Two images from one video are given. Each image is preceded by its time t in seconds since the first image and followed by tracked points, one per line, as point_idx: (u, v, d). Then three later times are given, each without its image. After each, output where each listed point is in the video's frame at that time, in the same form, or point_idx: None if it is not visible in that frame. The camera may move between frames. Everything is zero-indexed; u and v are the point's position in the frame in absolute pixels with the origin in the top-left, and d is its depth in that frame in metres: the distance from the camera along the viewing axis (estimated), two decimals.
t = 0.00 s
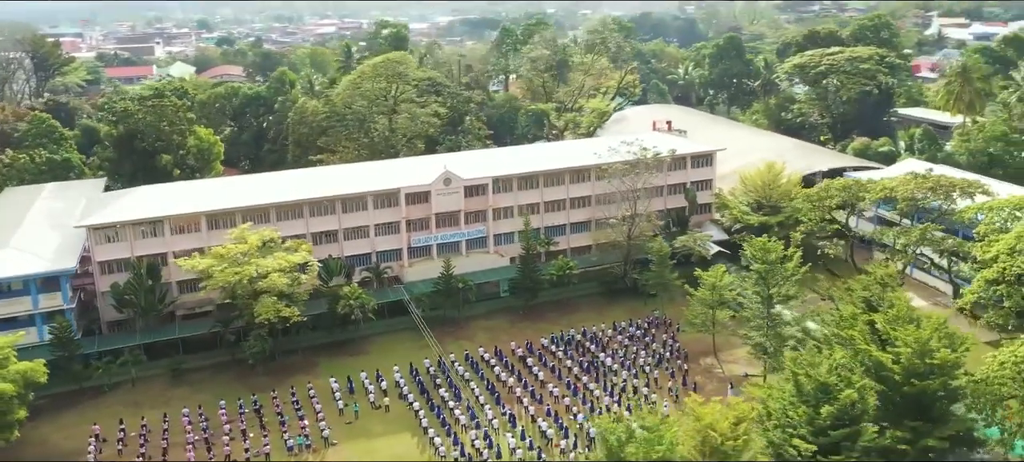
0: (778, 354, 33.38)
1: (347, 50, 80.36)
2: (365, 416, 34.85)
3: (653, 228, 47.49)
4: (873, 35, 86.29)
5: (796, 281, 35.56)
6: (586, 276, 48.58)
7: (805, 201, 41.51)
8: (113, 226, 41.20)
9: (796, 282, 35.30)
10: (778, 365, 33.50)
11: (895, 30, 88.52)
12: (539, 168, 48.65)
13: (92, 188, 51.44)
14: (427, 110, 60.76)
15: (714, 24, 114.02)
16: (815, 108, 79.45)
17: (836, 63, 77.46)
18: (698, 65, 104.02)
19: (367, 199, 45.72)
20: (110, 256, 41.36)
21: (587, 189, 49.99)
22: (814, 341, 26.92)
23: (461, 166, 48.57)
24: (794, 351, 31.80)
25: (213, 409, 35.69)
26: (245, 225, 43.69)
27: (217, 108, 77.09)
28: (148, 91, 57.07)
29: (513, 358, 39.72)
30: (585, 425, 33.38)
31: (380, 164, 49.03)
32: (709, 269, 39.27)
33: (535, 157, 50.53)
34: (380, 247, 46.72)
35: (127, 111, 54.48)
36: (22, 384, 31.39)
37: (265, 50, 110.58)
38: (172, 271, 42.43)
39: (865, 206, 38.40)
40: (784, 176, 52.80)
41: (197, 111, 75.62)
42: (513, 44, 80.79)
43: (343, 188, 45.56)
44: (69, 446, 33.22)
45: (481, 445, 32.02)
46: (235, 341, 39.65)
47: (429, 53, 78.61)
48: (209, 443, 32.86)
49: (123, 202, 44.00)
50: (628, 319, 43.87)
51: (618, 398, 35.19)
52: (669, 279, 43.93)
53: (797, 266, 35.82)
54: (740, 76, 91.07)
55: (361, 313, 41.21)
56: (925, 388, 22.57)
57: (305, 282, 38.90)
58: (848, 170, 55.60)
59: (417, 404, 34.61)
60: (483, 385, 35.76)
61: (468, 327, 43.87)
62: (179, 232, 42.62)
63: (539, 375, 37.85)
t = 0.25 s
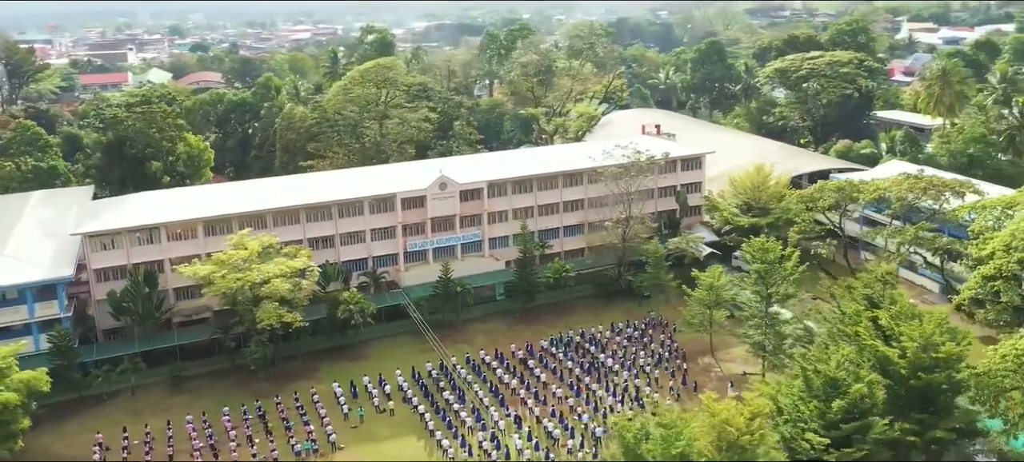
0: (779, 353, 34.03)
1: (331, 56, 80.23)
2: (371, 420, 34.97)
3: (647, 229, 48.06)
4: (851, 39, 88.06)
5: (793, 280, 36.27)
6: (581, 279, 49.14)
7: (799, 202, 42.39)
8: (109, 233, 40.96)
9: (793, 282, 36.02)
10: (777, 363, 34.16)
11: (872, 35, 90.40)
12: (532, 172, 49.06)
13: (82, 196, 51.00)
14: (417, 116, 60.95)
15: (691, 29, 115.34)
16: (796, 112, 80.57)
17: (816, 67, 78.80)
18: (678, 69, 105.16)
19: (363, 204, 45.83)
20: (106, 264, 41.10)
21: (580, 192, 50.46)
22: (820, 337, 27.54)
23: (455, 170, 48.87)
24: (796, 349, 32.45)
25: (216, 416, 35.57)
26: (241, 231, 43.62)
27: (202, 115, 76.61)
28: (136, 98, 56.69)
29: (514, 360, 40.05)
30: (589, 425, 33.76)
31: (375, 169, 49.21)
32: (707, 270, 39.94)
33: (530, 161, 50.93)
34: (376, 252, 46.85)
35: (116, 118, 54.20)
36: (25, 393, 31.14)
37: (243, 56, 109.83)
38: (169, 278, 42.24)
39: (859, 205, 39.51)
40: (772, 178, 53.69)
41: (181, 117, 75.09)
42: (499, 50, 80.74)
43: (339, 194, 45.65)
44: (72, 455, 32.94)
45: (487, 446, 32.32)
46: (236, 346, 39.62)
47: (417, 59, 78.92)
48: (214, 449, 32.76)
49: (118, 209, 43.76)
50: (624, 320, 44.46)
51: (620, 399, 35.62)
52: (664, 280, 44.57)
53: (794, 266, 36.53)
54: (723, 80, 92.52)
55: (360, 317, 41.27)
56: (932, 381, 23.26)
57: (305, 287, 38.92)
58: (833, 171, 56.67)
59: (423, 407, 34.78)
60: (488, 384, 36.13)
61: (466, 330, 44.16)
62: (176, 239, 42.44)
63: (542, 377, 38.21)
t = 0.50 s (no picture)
0: (780, 351, 34.74)
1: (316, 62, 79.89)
2: (377, 424, 35.11)
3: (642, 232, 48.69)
4: (829, 44, 89.82)
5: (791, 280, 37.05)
6: (576, 282, 49.68)
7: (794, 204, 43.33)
8: (106, 241, 40.65)
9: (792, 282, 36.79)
10: (777, 361, 34.82)
11: (849, 40, 92.28)
12: (527, 176, 49.47)
13: (71, 203, 50.45)
14: (408, 121, 61.27)
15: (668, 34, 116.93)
16: (777, 115, 81.47)
17: (797, 71, 80.33)
18: (658, 74, 106.00)
19: (360, 209, 45.93)
20: (103, 272, 40.79)
21: (574, 196, 50.97)
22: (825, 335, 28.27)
23: (451, 175, 49.14)
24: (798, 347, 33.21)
25: (221, 423, 35.45)
26: (239, 237, 43.50)
27: (186, 121, 76.00)
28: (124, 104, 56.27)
29: (516, 362, 40.40)
30: (595, 424, 34.21)
31: (371, 174, 49.33)
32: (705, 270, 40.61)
33: (524, 165, 51.35)
34: (373, 257, 46.95)
35: (106, 124, 53.80)
36: (29, 402, 30.85)
37: (221, 63, 108.65)
38: (167, 285, 42.04)
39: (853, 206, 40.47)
40: (761, 180, 54.68)
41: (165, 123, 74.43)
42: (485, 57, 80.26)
43: (336, 199, 45.71)
44: None
45: (496, 448, 32.64)
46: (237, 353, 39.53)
47: (403, 64, 79.10)
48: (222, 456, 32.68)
49: (113, 216, 43.43)
50: (621, 321, 45.04)
51: (623, 400, 36.09)
52: (661, 281, 45.19)
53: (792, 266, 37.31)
54: (704, 84, 93.84)
55: (361, 322, 41.37)
56: (938, 375, 24.04)
57: (307, 293, 38.96)
58: (819, 173, 57.79)
59: (429, 411, 34.99)
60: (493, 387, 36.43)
61: (465, 333, 44.44)
62: (173, 246, 42.23)
63: (545, 378, 38.60)
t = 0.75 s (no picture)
0: (780, 349, 35.35)
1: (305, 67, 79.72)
2: (382, 427, 35.21)
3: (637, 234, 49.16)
4: (811, 48, 91.14)
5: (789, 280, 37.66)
6: (572, 284, 50.08)
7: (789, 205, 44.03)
8: (103, 247, 40.35)
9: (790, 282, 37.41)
10: (777, 360, 35.34)
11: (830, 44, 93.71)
12: (523, 180, 49.76)
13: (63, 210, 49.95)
14: (401, 125, 61.35)
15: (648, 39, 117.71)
16: (761, 118, 82.57)
17: (781, 75, 81.85)
18: (641, 78, 106.57)
19: (358, 214, 45.96)
20: (100, 278, 40.48)
21: (569, 199, 51.34)
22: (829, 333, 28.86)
23: (447, 179, 49.31)
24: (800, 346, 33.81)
25: (225, 429, 35.34)
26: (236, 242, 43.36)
27: (172, 127, 75.41)
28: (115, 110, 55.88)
29: (518, 365, 40.65)
30: (600, 425, 34.57)
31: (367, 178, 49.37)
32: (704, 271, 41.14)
33: (519, 169, 51.64)
34: (371, 261, 46.99)
35: (96, 130, 53.40)
36: (34, 410, 30.59)
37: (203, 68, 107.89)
38: (165, 291, 41.83)
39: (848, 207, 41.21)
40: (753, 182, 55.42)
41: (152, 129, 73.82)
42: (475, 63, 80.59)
43: (333, 204, 45.69)
44: None
45: (502, 449, 32.90)
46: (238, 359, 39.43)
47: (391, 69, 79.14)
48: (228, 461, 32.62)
49: (109, 222, 43.11)
50: (619, 323, 45.48)
51: (626, 400, 36.48)
52: (657, 283, 45.65)
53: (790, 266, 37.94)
54: (689, 88, 94.83)
55: (361, 327, 41.41)
56: (943, 369, 24.71)
57: (308, 298, 38.94)
58: (807, 175, 58.68)
59: (434, 413, 35.14)
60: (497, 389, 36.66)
61: (465, 337, 44.63)
62: (171, 252, 42.01)
63: (547, 380, 38.89)
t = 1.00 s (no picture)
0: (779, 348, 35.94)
1: (292, 71, 79.43)
2: (388, 431, 35.30)
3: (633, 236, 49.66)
4: (793, 52, 92.46)
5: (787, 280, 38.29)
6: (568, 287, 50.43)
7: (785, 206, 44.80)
8: (100, 254, 40.03)
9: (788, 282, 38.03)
10: (777, 358, 35.92)
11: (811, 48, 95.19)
12: (519, 183, 50.06)
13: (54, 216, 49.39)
14: (393, 130, 61.38)
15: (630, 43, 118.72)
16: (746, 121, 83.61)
17: (765, 79, 82.75)
18: (624, 82, 107.20)
19: (355, 218, 45.98)
20: (98, 285, 40.15)
21: (564, 202, 51.73)
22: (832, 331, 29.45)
23: (443, 183, 49.49)
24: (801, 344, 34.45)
25: (229, 434, 35.22)
26: (234, 248, 43.19)
27: (158, 132, 74.72)
28: (104, 115, 55.30)
29: (519, 367, 40.92)
30: (605, 425, 34.92)
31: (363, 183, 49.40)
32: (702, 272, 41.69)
33: (514, 172, 51.95)
34: (368, 265, 47.04)
35: (87, 136, 52.91)
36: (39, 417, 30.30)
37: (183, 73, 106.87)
38: (163, 298, 41.59)
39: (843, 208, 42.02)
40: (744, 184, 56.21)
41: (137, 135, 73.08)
42: (463, 67, 79.31)
43: (330, 208, 45.67)
44: None
45: (510, 451, 33.13)
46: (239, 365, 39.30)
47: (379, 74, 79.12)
48: None
49: (104, 228, 42.75)
50: (616, 325, 45.88)
51: (628, 400, 36.89)
52: (654, 284, 46.16)
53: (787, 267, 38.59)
54: (674, 92, 95.80)
55: (362, 331, 41.45)
56: (948, 364, 25.37)
57: (310, 303, 38.93)
58: (795, 177, 59.59)
59: (440, 416, 35.31)
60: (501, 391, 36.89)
61: (464, 340, 44.79)
62: (168, 258, 41.76)
63: (549, 382, 39.20)
